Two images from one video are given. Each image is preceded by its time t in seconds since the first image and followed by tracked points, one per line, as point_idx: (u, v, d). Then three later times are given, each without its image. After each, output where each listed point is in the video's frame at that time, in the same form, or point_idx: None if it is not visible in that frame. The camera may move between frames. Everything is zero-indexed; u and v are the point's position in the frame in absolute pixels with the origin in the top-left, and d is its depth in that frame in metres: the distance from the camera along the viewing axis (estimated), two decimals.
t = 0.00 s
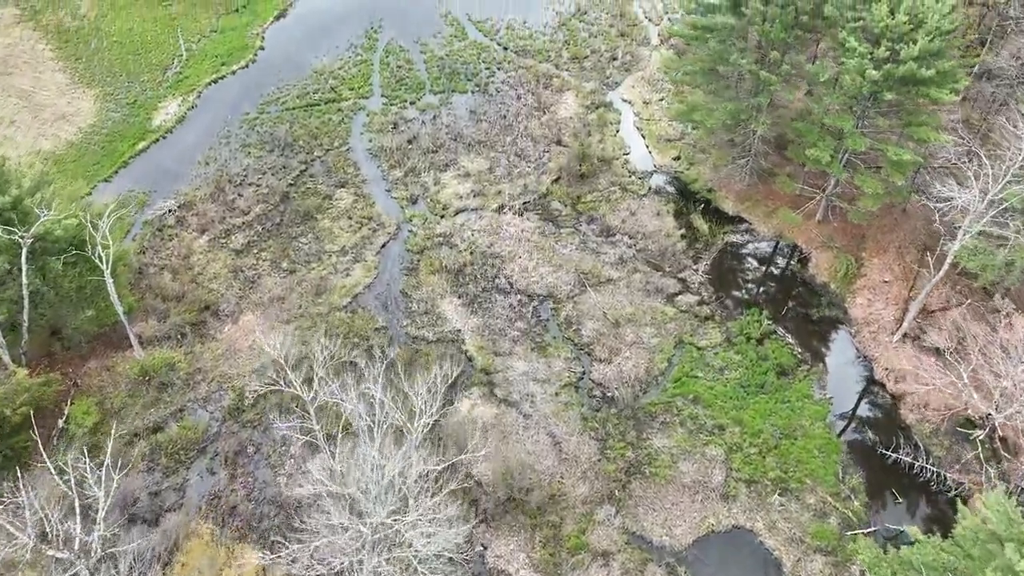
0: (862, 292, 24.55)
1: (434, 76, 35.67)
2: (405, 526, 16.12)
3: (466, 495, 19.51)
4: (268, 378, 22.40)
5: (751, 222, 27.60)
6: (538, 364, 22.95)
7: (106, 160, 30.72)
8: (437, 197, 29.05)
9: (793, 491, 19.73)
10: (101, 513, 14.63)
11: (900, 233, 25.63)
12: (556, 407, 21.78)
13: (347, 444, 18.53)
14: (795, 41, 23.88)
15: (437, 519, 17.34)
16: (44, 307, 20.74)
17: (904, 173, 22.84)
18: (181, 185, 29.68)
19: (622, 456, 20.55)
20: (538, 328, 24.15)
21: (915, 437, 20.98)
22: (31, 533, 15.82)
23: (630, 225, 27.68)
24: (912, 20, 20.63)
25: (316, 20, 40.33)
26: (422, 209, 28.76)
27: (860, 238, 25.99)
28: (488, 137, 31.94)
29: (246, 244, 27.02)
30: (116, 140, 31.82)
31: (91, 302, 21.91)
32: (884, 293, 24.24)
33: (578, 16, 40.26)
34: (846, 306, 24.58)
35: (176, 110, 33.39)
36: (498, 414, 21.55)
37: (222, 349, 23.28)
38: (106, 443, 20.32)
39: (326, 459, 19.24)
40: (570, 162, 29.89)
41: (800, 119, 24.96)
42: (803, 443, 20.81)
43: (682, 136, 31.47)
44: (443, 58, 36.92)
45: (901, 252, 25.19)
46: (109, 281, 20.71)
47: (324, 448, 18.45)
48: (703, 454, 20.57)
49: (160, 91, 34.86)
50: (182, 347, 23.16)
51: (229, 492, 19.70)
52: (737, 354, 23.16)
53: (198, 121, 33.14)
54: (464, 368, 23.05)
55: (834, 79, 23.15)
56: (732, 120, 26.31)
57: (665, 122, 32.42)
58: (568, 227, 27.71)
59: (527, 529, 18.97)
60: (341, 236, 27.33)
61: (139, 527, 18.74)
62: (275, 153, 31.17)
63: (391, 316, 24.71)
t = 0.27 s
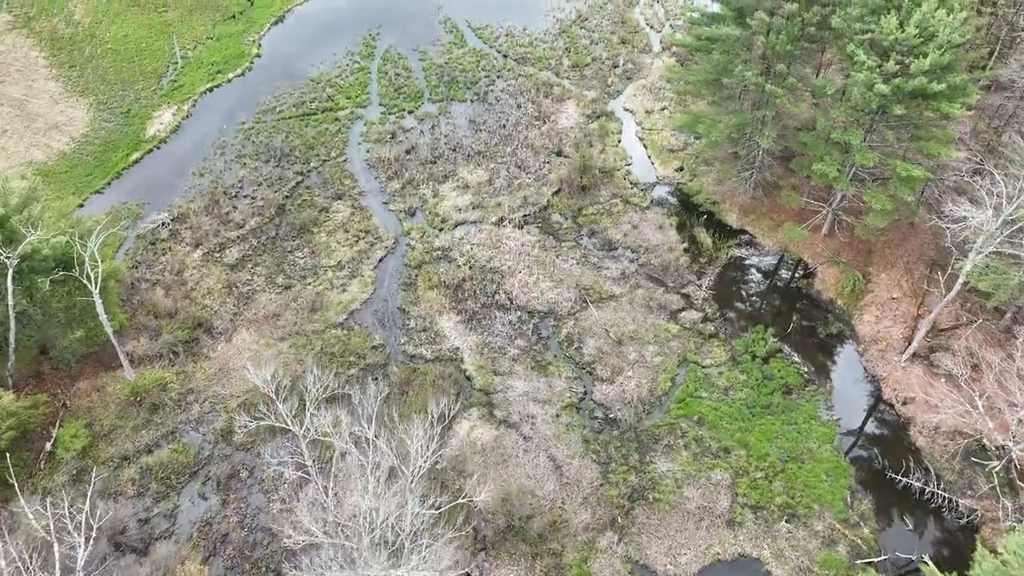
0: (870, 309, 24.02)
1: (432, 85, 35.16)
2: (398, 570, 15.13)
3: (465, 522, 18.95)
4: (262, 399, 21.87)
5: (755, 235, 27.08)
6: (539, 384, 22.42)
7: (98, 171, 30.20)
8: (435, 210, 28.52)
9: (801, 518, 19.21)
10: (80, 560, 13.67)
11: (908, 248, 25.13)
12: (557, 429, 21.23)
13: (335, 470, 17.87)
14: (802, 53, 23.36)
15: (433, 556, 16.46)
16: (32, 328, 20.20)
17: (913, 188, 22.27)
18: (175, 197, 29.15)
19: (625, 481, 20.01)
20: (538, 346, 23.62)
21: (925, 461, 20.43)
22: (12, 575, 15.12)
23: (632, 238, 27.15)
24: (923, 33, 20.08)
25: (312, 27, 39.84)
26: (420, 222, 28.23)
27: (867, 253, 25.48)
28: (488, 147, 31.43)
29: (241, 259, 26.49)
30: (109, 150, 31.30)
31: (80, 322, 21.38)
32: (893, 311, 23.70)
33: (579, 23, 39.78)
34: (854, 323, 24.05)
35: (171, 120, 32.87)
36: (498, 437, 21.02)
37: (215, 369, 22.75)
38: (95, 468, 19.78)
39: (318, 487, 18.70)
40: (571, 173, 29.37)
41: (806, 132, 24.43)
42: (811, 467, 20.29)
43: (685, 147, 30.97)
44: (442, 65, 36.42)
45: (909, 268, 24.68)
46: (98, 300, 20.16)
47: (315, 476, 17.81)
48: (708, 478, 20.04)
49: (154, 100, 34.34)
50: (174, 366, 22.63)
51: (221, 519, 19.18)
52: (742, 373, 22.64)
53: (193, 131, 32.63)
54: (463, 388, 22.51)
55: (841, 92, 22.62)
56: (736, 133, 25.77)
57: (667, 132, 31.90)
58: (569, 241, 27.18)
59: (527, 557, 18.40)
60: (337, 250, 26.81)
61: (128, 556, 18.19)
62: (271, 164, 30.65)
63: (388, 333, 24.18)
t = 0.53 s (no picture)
0: (878, 327, 23.48)
1: (431, 93, 34.65)
2: None
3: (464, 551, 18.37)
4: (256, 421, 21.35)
5: (760, 249, 26.54)
6: (539, 405, 21.90)
7: (91, 183, 29.66)
8: (434, 223, 27.99)
9: (809, 546, 18.67)
10: None
11: (916, 263, 24.58)
12: (558, 453, 20.69)
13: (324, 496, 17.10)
14: (808, 66, 22.84)
15: None
16: (20, 350, 19.64)
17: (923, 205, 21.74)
18: (169, 210, 28.63)
19: (628, 508, 19.47)
20: (539, 365, 23.09)
21: (936, 486, 19.86)
22: None
23: (634, 252, 26.61)
24: (935, 47, 19.51)
25: (310, 34, 39.31)
26: (418, 236, 27.70)
27: (874, 268, 24.92)
28: (487, 158, 30.91)
29: (235, 274, 25.97)
30: (102, 162, 30.76)
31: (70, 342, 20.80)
32: (902, 329, 23.15)
33: (580, 29, 39.28)
34: (861, 341, 23.50)
35: (165, 129, 32.34)
36: (497, 460, 20.48)
37: (208, 389, 22.21)
38: (83, 494, 19.26)
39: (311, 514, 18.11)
40: (572, 185, 28.84)
41: (812, 146, 23.88)
42: (819, 493, 19.75)
43: (687, 158, 30.45)
44: (441, 73, 35.90)
45: (918, 284, 24.13)
46: (88, 322, 19.58)
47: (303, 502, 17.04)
48: (714, 504, 19.50)
49: (148, 110, 33.83)
50: (166, 387, 22.09)
51: (212, 548, 18.63)
52: (747, 394, 22.12)
53: (188, 141, 32.11)
54: (462, 408, 21.98)
55: (849, 106, 22.09)
56: (741, 145, 25.22)
57: (670, 142, 31.38)
58: (570, 255, 26.64)
59: None
60: (334, 265, 26.29)
61: None
62: (266, 175, 30.13)
63: (385, 351, 23.66)
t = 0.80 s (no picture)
0: (886, 345, 22.96)
1: (430, 102, 34.13)
2: None
3: None
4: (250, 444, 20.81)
5: (765, 264, 26.01)
6: (540, 427, 21.37)
7: (82, 195, 29.10)
8: (432, 236, 27.45)
9: None
10: None
11: (925, 279, 24.05)
12: (559, 477, 20.15)
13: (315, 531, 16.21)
14: (815, 79, 22.32)
15: None
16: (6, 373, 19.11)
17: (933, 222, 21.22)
18: (162, 222, 28.08)
19: (631, 535, 18.93)
20: (539, 385, 22.56)
21: (949, 512, 19.31)
22: None
23: (636, 267, 26.08)
24: (946, 61, 18.99)
25: (307, 40, 38.77)
26: (416, 250, 27.16)
27: (882, 284, 24.39)
28: (487, 169, 30.38)
29: (229, 289, 25.43)
30: (94, 172, 30.20)
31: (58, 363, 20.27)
32: (911, 347, 22.62)
33: (580, 37, 38.78)
34: (869, 360, 22.97)
35: (159, 139, 31.79)
36: (497, 485, 19.93)
37: (201, 410, 21.67)
38: (70, 521, 18.71)
39: (305, 543, 17.57)
40: (574, 198, 28.31)
41: (819, 159, 23.35)
42: (827, 519, 19.21)
43: (690, 169, 29.92)
44: (440, 82, 35.38)
45: (926, 301, 23.60)
46: (76, 344, 19.05)
47: (293, 537, 16.26)
48: (720, 531, 18.95)
49: (142, 119, 33.29)
50: (157, 408, 21.54)
51: None
52: (752, 415, 21.59)
53: (183, 150, 31.58)
54: (460, 430, 21.45)
55: (857, 120, 21.56)
56: (746, 159, 24.69)
57: (672, 153, 30.86)
58: (571, 269, 26.11)
59: None
60: (330, 281, 25.76)
61: None
62: (262, 187, 29.59)
63: (382, 371, 23.13)
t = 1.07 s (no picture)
0: (895, 365, 22.42)
1: (428, 111, 33.61)
2: None
3: None
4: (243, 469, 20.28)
5: (770, 279, 25.48)
6: (540, 450, 20.84)
7: (74, 208, 28.55)
8: (430, 250, 26.92)
9: None
10: None
11: (934, 296, 23.54)
12: (560, 503, 19.62)
13: (304, 570, 15.31)
14: (823, 93, 21.79)
15: None
16: None
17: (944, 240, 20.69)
18: (155, 236, 27.55)
19: (635, 565, 18.41)
20: (540, 406, 22.03)
21: (962, 541, 18.77)
22: None
23: (639, 282, 25.54)
24: (959, 77, 18.45)
25: (304, 47, 38.23)
26: (414, 264, 26.64)
27: (890, 301, 23.87)
28: (486, 180, 29.85)
29: (223, 306, 24.89)
30: (87, 184, 29.64)
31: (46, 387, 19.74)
32: (920, 367, 22.09)
33: (582, 44, 38.26)
34: (877, 380, 22.45)
35: (153, 149, 31.25)
36: (496, 511, 19.39)
37: (193, 433, 21.13)
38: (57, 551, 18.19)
39: None
40: (575, 211, 27.79)
41: (826, 174, 22.82)
42: (836, 548, 18.67)
43: (693, 181, 29.39)
44: (439, 90, 34.86)
45: (936, 318, 23.09)
46: (63, 368, 18.53)
47: None
48: (725, 560, 18.43)
49: (136, 128, 32.75)
50: (148, 431, 21.01)
51: None
52: (759, 437, 21.07)
53: (177, 161, 31.03)
54: (459, 454, 20.92)
55: (866, 135, 21.04)
56: (751, 173, 24.15)
57: (675, 164, 30.33)
58: (573, 285, 25.58)
59: None
60: (326, 297, 25.23)
61: None
62: (257, 199, 29.05)
63: (379, 391, 22.60)
